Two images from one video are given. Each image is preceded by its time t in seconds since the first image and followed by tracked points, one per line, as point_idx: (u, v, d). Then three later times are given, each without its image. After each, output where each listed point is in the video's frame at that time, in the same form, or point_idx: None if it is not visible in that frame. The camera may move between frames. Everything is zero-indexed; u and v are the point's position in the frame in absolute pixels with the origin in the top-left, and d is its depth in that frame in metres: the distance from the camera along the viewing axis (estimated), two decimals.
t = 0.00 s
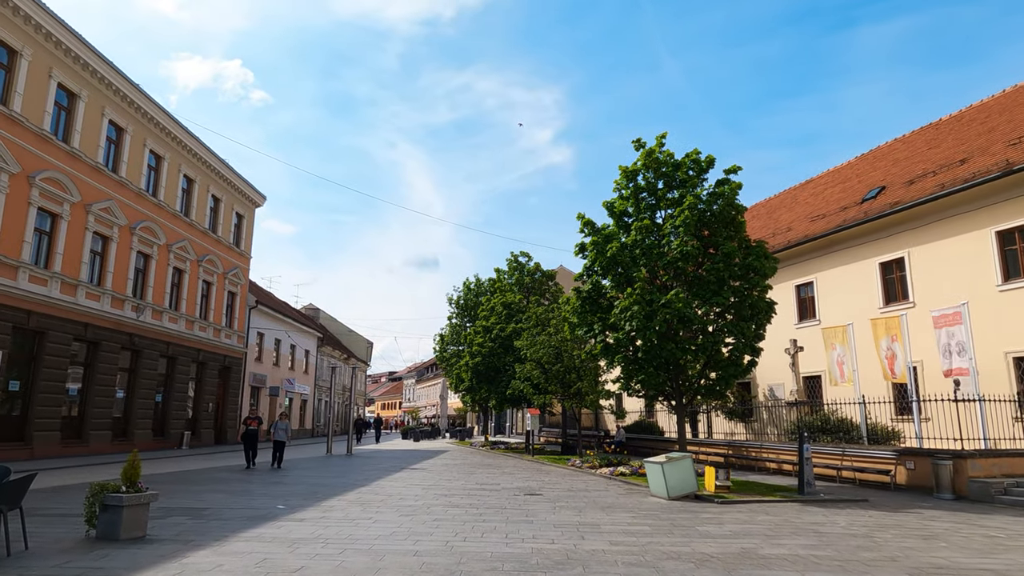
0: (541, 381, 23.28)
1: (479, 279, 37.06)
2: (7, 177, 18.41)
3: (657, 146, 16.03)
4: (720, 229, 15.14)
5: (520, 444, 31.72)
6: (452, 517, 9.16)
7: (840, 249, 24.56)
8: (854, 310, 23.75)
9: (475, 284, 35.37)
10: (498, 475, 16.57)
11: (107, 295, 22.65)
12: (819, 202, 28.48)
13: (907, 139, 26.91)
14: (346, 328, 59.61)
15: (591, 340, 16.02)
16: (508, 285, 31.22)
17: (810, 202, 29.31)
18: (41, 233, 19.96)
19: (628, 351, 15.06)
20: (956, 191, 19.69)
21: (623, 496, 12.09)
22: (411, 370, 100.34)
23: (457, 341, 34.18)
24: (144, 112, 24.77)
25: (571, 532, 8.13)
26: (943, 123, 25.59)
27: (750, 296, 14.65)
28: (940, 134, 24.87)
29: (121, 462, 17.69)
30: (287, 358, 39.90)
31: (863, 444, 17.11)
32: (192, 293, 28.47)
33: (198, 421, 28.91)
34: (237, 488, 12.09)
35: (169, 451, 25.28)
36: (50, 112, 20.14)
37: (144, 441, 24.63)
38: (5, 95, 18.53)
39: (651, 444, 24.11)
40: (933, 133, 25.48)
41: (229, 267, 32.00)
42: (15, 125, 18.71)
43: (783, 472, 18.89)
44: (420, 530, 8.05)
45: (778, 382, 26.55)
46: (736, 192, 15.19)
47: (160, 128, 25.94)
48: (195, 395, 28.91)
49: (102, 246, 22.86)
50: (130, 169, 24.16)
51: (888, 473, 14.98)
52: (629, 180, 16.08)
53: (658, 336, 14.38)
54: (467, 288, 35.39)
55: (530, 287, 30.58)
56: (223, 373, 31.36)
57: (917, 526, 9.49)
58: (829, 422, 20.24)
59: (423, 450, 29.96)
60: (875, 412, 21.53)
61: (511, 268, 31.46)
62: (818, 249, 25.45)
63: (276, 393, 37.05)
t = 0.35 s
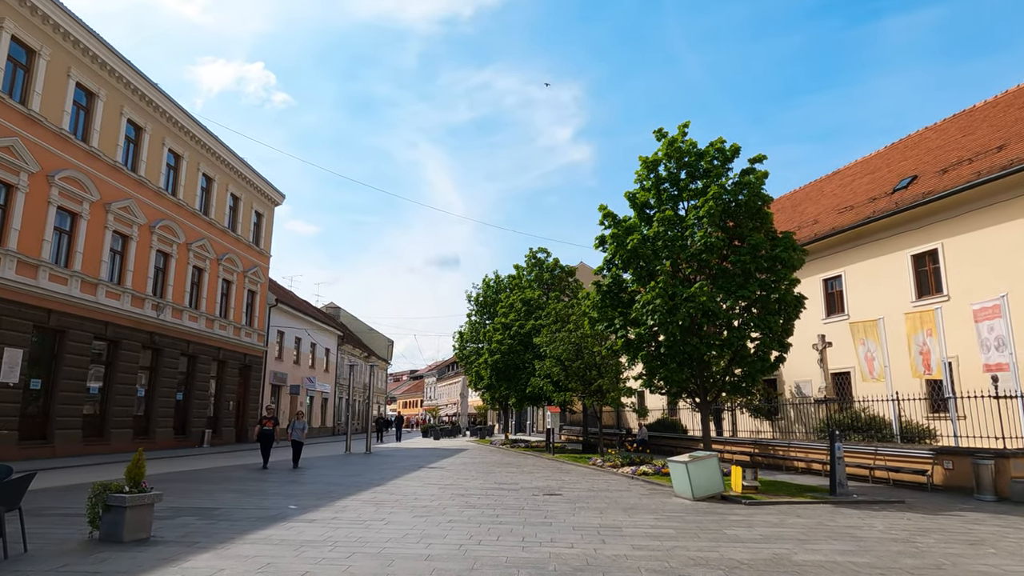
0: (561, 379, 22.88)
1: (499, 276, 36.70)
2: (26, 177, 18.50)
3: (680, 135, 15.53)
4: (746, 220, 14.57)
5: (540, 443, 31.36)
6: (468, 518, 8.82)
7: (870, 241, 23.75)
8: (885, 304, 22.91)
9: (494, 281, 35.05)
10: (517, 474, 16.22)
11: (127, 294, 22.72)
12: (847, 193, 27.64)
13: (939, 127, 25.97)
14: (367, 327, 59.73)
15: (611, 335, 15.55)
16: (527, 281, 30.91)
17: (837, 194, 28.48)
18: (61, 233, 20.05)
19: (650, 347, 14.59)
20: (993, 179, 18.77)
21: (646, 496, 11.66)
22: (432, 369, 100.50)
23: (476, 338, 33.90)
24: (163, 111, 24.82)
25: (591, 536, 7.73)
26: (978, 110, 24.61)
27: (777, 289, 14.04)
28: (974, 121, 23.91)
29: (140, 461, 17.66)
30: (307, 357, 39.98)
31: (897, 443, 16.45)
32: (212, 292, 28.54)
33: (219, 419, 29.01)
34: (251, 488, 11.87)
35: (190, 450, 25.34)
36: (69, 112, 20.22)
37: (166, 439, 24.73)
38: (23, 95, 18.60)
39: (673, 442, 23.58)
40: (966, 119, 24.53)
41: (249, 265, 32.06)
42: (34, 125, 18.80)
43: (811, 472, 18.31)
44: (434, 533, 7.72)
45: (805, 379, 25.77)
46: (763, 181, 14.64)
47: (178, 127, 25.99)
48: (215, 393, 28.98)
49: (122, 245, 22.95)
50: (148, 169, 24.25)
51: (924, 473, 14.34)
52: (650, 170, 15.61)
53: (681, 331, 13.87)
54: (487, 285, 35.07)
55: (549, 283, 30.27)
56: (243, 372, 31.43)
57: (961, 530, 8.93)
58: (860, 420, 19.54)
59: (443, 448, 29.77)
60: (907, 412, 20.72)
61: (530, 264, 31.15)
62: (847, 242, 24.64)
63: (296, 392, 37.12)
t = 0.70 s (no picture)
0: (578, 377, 22.44)
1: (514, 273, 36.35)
2: (41, 175, 18.49)
3: (699, 123, 15.03)
4: (770, 210, 14.02)
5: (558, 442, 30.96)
6: (480, 520, 8.47)
7: (896, 234, 22.95)
8: (914, 299, 22.09)
9: (510, 278, 34.70)
10: (533, 474, 15.84)
11: (142, 292, 22.72)
12: (872, 185, 26.85)
13: (969, 116, 25.09)
14: (383, 326, 59.71)
15: (629, 330, 15.08)
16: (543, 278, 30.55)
17: (862, 186, 27.68)
18: (75, 231, 20.05)
19: (669, 343, 14.11)
20: None
21: (666, 496, 11.22)
22: (450, 368, 100.53)
23: (492, 336, 33.59)
24: (177, 109, 24.79)
25: (608, 539, 7.33)
26: (1009, 97, 23.71)
27: (802, 281, 13.44)
28: (1006, 108, 23.02)
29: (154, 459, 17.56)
30: (324, 355, 39.95)
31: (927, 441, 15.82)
32: (228, 290, 28.54)
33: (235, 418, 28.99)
34: (261, 487, 11.63)
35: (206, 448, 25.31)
36: (83, 110, 20.22)
37: (182, 437, 24.72)
38: (37, 92, 18.59)
39: (694, 442, 23.08)
40: (998, 107, 23.63)
41: (264, 264, 32.04)
42: (48, 123, 18.79)
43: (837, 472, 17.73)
44: (442, 535, 7.37)
45: (830, 376, 25.04)
46: (787, 170, 14.09)
47: (193, 125, 25.96)
48: (231, 392, 28.95)
49: (137, 243, 22.96)
50: (163, 167, 24.25)
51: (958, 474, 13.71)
52: (669, 160, 15.14)
53: (701, 325, 13.35)
54: (502, 282, 34.72)
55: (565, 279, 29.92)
56: (259, 370, 31.41)
57: (1003, 535, 8.38)
58: (888, 418, 18.86)
59: (460, 447, 29.51)
60: (939, 409, 20.03)
61: (546, 261, 30.80)
62: (872, 235, 23.88)
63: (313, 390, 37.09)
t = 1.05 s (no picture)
0: (593, 375, 22.01)
1: (528, 271, 35.96)
2: (51, 173, 18.40)
3: (717, 113, 14.53)
4: (792, 202, 13.45)
5: (572, 441, 30.55)
6: (489, 525, 8.07)
7: (921, 228, 22.12)
8: (940, 294, 21.26)
9: (523, 276, 34.33)
10: (546, 475, 15.46)
11: (154, 291, 22.64)
12: (896, 178, 26.09)
13: (996, 106, 24.27)
14: (398, 325, 59.62)
15: (645, 328, 14.61)
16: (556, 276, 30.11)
17: (885, 179, 26.92)
18: (86, 229, 19.97)
19: (686, 340, 13.62)
20: None
21: (685, 500, 10.75)
22: (465, 367, 100.47)
23: (505, 335, 33.25)
24: (188, 107, 24.70)
25: (624, 547, 6.90)
26: None
27: (826, 275, 12.85)
28: None
29: (164, 459, 17.42)
30: (337, 355, 39.81)
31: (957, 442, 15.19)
32: (240, 289, 28.43)
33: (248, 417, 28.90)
34: (266, 489, 11.33)
35: (219, 447, 25.21)
36: (93, 108, 20.13)
37: (193, 437, 24.62)
38: (46, 91, 18.51)
39: (713, 442, 22.55)
40: None
41: (277, 263, 31.93)
42: (58, 121, 18.72)
43: (861, 474, 17.13)
44: (447, 542, 6.97)
45: (852, 375, 24.31)
46: (809, 161, 13.52)
47: (204, 123, 25.86)
48: (244, 391, 28.84)
49: (148, 242, 22.89)
50: (174, 165, 24.14)
51: (991, 477, 13.09)
52: (685, 152, 14.65)
53: (719, 322, 12.84)
54: (516, 280, 34.32)
55: (578, 276, 29.45)
56: (272, 369, 31.30)
57: None
58: (914, 419, 18.21)
59: (474, 447, 29.23)
60: (966, 406, 19.42)
61: (559, 258, 30.36)
62: (896, 229, 23.05)
63: (326, 390, 36.95)
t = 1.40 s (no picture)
0: (607, 372, 21.57)
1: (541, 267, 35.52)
2: (60, 170, 18.29)
3: (736, 101, 14.04)
4: (814, 192, 12.91)
5: (587, 440, 30.14)
6: (498, 529, 7.69)
7: (946, 221, 21.23)
8: (965, 288, 20.26)
9: (537, 273, 33.92)
10: (559, 474, 15.06)
11: (165, 288, 22.54)
12: (920, 169, 25.32)
13: None
14: (411, 323, 59.45)
15: (661, 323, 14.15)
16: (570, 272, 29.67)
17: (908, 171, 26.15)
18: (96, 226, 19.87)
19: (704, 336, 13.16)
20: None
21: (703, 502, 10.31)
22: (479, 365, 100.29)
23: (519, 332, 32.86)
24: (198, 103, 24.54)
25: (641, 553, 6.49)
26: None
27: (851, 267, 12.32)
28: None
29: (174, 457, 17.25)
30: (350, 352, 39.67)
31: (989, 442, 14.57)
32: (251, 286, 28.31)
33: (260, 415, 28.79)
34: (272, 489, 11.04)
35: (231, 445, 25.09)
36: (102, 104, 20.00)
37: (205, 435, 24.52)
38: (54, 86, 18.40)
39: (731, 441, 22.03)
40: None
41: (289, 260, 31.79)
42: (67, 117, 18.60)
43: (886, 475, 16.56)
44: (454, 547, 6.60)
45: (875, 372, 23.53)
46: (833, 148, 12.98)
47: (214, 119, 25.71)
48: (257, 389, 28.73)
49: (159, 239, 22.78)
50: (184, 162, 24.01)
51: None
52: (702, 141, 14.16)
53: (739, 317, 12.36)
54: (529, 276, 33.93)
55: (592, 272, 28.98)
56: (285, 367, 31.18)
57: None
58: (941, 417, 17.57)
59: (488, 446, 28.92)
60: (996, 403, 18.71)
61: (573, 254, 29.90)
62: (920, 223, 22.15)
63: (339, 387, 36.82)
